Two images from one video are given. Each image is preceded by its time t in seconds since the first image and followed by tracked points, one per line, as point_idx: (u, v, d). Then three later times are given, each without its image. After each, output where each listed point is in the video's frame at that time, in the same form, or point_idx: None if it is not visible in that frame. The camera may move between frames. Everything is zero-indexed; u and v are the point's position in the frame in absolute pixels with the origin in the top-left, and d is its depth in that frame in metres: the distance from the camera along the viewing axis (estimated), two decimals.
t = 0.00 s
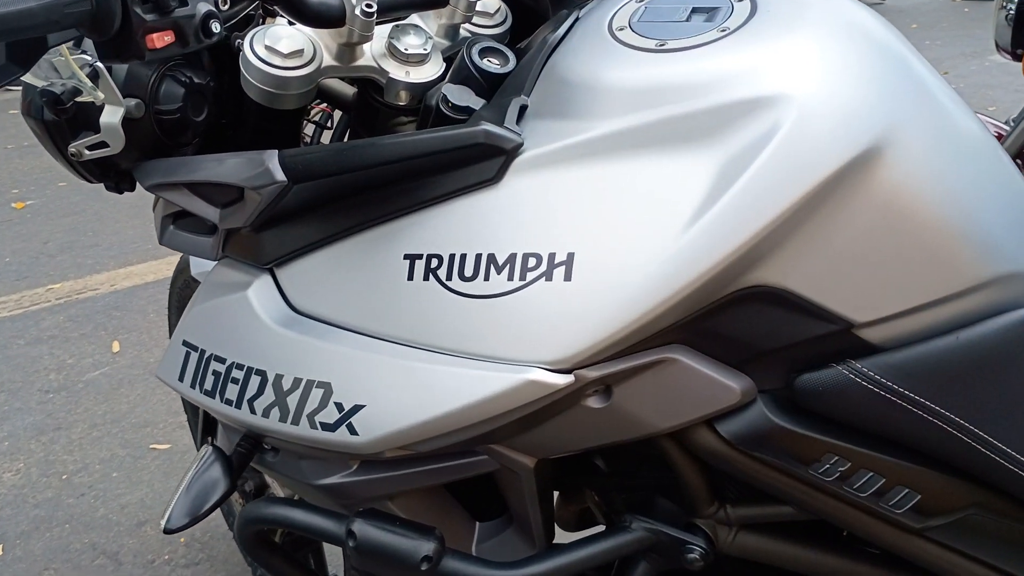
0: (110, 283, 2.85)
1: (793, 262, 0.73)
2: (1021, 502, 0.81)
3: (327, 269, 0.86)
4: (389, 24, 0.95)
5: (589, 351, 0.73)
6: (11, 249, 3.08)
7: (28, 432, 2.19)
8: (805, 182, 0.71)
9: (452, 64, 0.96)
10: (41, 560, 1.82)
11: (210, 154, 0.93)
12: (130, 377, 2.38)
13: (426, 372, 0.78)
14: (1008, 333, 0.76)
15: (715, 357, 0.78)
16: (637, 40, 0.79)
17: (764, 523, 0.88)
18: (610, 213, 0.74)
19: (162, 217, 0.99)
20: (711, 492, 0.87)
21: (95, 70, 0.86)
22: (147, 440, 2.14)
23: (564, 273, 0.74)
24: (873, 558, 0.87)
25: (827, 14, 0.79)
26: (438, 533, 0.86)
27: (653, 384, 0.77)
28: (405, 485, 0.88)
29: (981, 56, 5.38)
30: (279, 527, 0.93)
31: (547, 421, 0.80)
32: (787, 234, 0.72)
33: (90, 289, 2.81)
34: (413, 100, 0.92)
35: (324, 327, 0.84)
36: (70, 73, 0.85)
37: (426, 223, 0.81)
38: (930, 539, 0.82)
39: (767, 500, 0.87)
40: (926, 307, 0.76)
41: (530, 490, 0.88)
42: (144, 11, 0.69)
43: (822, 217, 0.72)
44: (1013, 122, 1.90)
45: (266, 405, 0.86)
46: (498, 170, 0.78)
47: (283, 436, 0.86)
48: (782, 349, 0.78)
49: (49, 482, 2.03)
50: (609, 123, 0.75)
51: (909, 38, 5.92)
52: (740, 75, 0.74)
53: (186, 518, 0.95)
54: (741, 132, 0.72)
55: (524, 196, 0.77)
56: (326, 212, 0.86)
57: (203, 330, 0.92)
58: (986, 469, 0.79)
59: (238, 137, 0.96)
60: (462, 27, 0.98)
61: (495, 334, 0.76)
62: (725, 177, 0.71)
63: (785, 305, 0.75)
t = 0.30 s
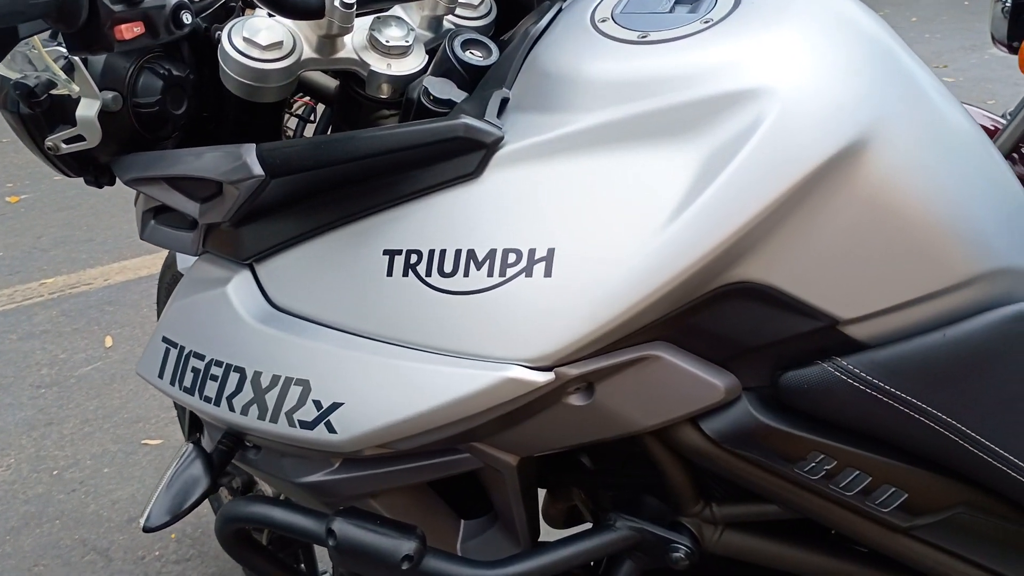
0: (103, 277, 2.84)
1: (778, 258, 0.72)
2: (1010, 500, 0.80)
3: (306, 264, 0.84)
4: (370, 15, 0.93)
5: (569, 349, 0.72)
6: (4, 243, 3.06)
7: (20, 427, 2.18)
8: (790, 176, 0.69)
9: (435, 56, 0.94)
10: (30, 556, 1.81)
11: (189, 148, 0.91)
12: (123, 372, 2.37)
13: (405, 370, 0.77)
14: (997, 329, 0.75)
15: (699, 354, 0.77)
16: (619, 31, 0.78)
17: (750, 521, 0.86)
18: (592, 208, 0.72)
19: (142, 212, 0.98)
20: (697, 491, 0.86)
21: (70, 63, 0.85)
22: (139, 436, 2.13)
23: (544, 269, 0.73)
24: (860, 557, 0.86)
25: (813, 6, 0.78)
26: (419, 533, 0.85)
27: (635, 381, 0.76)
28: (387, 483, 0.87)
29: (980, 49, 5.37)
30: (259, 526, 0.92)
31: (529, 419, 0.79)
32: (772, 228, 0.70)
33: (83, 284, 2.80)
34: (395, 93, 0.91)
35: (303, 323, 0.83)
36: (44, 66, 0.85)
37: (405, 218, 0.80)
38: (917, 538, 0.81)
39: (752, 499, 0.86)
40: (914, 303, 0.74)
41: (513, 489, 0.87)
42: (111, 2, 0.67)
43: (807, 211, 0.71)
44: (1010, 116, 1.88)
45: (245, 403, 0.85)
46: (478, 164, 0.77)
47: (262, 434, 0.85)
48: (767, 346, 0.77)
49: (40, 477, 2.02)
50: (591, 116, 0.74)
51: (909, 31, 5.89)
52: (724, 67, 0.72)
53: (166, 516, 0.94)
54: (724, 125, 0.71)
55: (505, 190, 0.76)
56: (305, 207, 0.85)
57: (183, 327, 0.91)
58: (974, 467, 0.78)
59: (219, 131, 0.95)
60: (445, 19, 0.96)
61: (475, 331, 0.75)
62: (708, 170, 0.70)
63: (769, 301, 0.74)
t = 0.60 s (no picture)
0: (106, 270, 2.84)
1: (781, 250, 0.72)
2: (1012, 491, 0.80)
3: (311, 256, 0.85)
4: (374, 8, 0.93)
5: (573, 340, 0.72)
6: (7, 236, 3.07)
7: (23, 419, 2.19)
8: (793, 168, 0.69)
9: (439, 49, 0.94)
10: (35, 547, 1.82)
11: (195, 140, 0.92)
12: (126, 364, 2.38)
13: (410, 360, 0.77)
14: (999, 321, 0.75)
15: (702, 345, 0.78)
16: (623, 24, 0.78)
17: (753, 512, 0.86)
18: (596, 201, 0.73)
19: (148, 204, 0.98)
20: (700, 481, 0.86)
21: (75, 55, 0.85)
22: (142, 428, 2.14)
23: (549, 261, 0.73)
24: (862, 548, 0.86)
25: None
26: (424, 523, 0.86)
27: (640, 373, 0.76)
28: (392, 474, 0.88)
29: (982, 43, 5.36)
30: (264, 516, 0.93)
31: (533, 409, 0.80)
32: (775, 220, 0.71)
33: (86, 277, 2.80)
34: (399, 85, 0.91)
35: (308, 315, 0.83)
36: (50, 58, 0.85)
37: (410, 210, 0.80)
38: (919, 529, 0.81)
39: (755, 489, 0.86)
40: (915, 294, 0.75)
41: (517, 479, 0.88)
42: None
43: (810, 203, 0.71)
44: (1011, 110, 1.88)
45: (251, 394, 0.85)
46: (482, 156, 0.77)
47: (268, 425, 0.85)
48: (769, 338, 0.77)
49: (44, 469, 2.03)
50: (595, 109, 0.74)
51: (912, 24, 5.88)
52: (728, 60, 0.73)
53: (172, 507, 0.94)
54: (727, 117, 0.71)
55: (509, 182, 0.76)
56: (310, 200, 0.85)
57: (188, 319, 0.91)
58: (976, 458, 0.78)
59: (224, 125, 0.96)
60: (449, 13, 0.96)
61: (479, 322, 0.75)
62: (711, 163, 0.70)
63: (772, 293, 0.74)
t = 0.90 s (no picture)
0: (112, 270, 2.87)
1: (780, 254, 0.75)
2: (1005, 487, 0.82)
3: (323, 258, 0.87)
4: (383, 17, 0.96)
5: (580, 340, 0.75)
6: (13, 236, 3.09)
7: (32, 417, 2.21)
8: (792, 174, 0.72)
9: (446, 57, 0.97)
10: (45, 543, 1.84)
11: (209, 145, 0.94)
12: (133, 363, 2.40)
13: (420, 360, 0.79)
14: (990, 322, 0.77)
15: (703, 345, 0.80)
16: (627, 34, 0.80)
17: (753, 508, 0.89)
18: (601, 205, 0.75)
19: (162, 207, 1.01)
20: (701, 477, 0.89)
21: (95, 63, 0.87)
22: (150, 426, 2.17)
23: (555, 264, 0.76)
24: (859, 542, 0.89)
25: (814, 11, 0.80)
26: (433, 517, 0.88)
27: (643, 372, 0.79)
28: (401, 470, 0.90)
29: (981, 43, 5.39)
30: (277, 511, 0.95)
31: (539, 408, 0.82)
32: (773, 225, 0.73)
33: (92, 277, 2.83)
34: (408, 92, 0.94)
35: (320, 315, 0.86)
36: (71, 67, 0.87)
37: (420, 214, 0.82)
38: (914, 524, 0.83)
39: (755, 485, 0.88)
40: (910, 296, 0.77)
41: (524, 476, 0.90)
42: (142, 8, 0.70)
43: (808, 208, 0.74)
44: (1008, 113, 1.90)
45: (265, 392, 0.88)
46: (491, 162, 0.80)
47: (282, 422, 0.88)
48: (768, 338, 0.80)
49: (53, 467, 2.05)
50: (601, 116, 0.77)
51: (912, 24, 5.91)
52: (728, 70, 0.75)
53: (187, 502, 0.96)
54: (728, 125, 0.73)
55: (516, 187, 0.78)
56: (323, 204, 0.87)
57: (203, 319, 0.94)
58: (969, 455, 0.81)
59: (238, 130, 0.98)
60: (457, 19, 0.98)
61: (488, 324, 0.77)
62: (712, 169, 0.73)
63: (771, 295, 0.77)
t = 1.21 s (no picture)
0: (113, 270, 2.90)
1: (759, 256, 0.78)
2: (978, 480, 0.86)
3: (322, 260, 0.90)
4: (381, 27, 0.99)
5: (568, 338, 0.78)
6: (15, 236, 3.13)
7: (35, 416, 2.24)
8: (769, 181, 0.75)
9: (442, 65, 1.00)
10: (49, 540, 1.87)
11: (211, 151, 0.97)
12: (134, 363, 2.43)
13: (416, 359, 0.83)
14: (961, 321, 0.81)
15: (687, 344, 0.83)
16: (614, 45, 0.83)
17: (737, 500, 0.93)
18: (588, 210, 0.79)
19: (166, 210, 1.04)
20: (687, 471, 0.92)
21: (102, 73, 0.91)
22: (151, 425, 2.20)
23: (545, 265, 0.79)
24: (840, 534, 0.92)
25: (793, 23, 0.83)
26: (428, 510, 0.92)
27: (629, 369, 0.82)
28: (398, 465, 0.94)
29: (976, 45, 5.43)
30: (278, 504, 0.98)
31: (530, 404, 0.86)
32: (752, 228, 0.77)
33: (93, 277, 2.86)
34: (405, 99, 0.96)
35: (319, 315, 0.89)
36: (79, 76, 0.91)
37: (416, 218, 0.86)
38: (891, 515, 0.87)
39: (738, 478, 0.92)
40: (884, 296, 0.81)
41: (516, 470, 0.93)
42: (149, 22, 0.72)
43: (786, 212, 0.77)
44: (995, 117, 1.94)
45: (267, 389, 0.91)
46: (484, 168, 0.83)
47: (283, 418, 0.91)
48: (750, 337, 0.83)
49: (56, 465, 2.09)
50: (589, 124, 0.80)
51: (908, 25, 5.94)
52: (710, 80, 0.78)
53: (191, 496, 1.00)
54: (711, 133, 0.77)
55: (508, 192, 0.82)
56: (322, 208, 0.91)
57: (206, 319, 0.97)
58: (943, 449, 0.84)
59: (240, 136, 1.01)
60: (452, 29, 1.02)
61: (481, 323, 0.81)
62: (694, 175, 0.76)
63: (751, 295, 0.80)
